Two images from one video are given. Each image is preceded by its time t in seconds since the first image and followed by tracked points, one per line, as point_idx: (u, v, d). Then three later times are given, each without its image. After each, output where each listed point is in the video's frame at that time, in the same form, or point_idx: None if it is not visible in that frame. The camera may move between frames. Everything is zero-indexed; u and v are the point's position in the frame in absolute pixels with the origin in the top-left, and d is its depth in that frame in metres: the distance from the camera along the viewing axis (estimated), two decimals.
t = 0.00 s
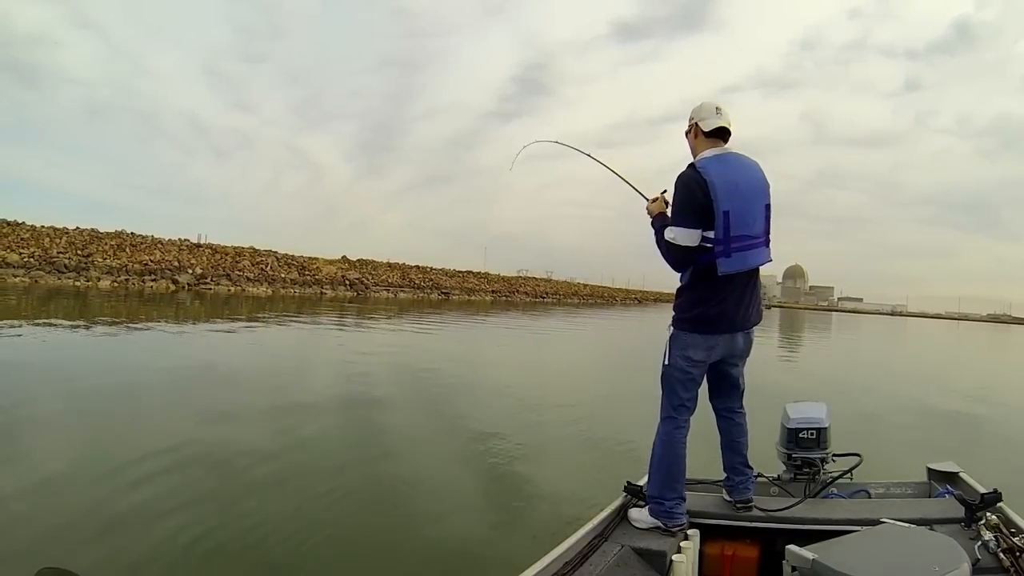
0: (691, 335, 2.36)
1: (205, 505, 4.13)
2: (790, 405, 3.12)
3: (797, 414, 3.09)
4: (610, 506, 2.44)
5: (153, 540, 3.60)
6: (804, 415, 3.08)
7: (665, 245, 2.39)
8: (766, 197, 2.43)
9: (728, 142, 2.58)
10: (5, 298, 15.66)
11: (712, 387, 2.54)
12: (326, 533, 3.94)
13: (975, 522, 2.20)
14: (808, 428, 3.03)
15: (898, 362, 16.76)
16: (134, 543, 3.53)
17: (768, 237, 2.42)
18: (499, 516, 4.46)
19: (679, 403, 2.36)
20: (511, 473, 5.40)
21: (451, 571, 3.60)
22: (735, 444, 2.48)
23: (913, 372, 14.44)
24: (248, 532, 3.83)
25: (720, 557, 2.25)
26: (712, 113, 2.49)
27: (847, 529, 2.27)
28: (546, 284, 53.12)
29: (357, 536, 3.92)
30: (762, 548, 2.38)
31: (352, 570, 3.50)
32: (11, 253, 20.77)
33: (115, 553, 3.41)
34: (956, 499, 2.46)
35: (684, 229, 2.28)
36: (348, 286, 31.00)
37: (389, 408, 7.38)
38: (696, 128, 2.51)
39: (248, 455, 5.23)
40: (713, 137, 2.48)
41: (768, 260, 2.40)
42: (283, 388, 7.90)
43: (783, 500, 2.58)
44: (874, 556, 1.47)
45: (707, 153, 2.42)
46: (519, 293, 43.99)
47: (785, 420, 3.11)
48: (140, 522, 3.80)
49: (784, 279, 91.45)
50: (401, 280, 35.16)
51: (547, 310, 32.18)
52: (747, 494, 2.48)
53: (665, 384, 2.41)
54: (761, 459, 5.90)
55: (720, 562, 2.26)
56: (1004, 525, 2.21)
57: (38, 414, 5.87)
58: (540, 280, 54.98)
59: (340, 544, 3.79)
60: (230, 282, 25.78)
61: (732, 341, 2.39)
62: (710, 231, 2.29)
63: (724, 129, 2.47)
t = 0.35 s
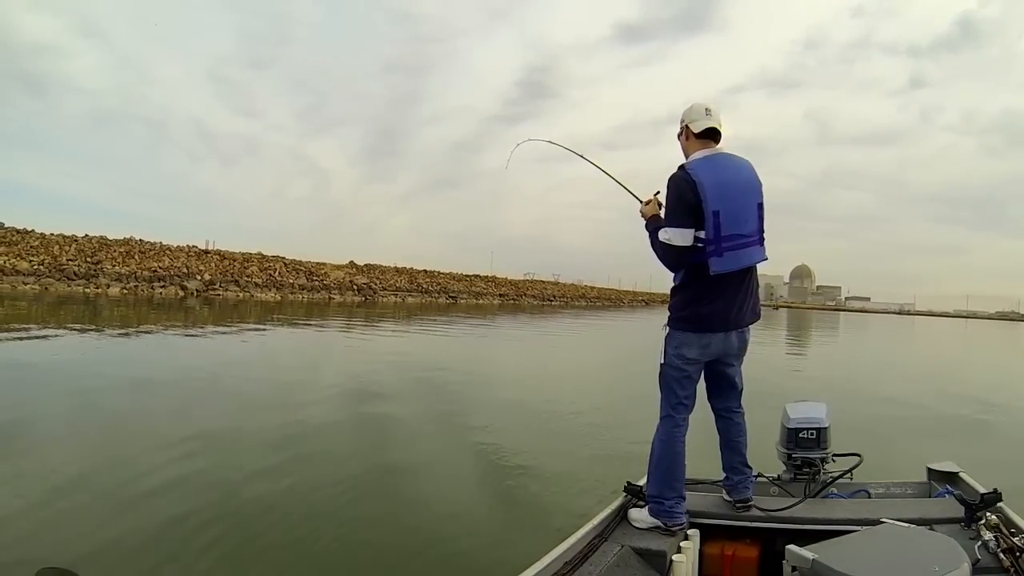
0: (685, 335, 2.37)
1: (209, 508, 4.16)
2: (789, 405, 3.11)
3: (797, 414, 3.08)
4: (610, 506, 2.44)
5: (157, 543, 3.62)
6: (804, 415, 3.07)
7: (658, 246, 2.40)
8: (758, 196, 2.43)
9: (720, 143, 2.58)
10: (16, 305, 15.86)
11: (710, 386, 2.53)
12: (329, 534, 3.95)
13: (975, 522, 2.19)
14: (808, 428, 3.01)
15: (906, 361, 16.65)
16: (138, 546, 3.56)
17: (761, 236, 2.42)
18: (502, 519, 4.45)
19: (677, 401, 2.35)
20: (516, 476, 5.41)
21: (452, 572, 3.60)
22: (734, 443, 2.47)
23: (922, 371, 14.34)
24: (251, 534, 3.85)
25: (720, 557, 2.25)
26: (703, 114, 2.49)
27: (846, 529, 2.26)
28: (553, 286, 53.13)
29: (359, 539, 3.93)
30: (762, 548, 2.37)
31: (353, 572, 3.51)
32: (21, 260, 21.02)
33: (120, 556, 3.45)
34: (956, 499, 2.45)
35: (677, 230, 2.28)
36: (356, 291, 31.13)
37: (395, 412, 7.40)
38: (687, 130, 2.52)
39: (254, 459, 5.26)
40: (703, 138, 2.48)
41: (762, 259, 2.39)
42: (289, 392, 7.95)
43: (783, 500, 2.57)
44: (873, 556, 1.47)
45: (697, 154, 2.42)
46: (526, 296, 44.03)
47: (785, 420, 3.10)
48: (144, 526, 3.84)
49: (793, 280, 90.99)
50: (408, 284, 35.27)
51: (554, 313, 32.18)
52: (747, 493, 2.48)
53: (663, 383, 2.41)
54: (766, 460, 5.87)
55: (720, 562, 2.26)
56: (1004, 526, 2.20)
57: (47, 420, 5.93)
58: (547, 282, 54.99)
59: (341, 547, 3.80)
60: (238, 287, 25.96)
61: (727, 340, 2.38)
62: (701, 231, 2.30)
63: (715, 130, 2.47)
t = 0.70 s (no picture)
0: (685, 335, 2.37)
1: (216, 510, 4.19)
2: (789, 405, 3.10)
3: (797, 414, 3.07)
4: (610, 506, 2.44)
5: (164, 544, 3.66)
6: (804, 415, 3.06)
7: (658, 246, 2.40)
8: (757, 196, 2.43)
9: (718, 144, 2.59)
10: (27, 311, 16.01)
11: (711, 387, 2.53)
12: (334, 535, 3.97)
13: (975, 522, 2.18)
14: (808, 428, 3.01)
15: (914, 361, 16.55)
16: (145, 546, 3.60)
17: (761, 235, 2.42)
18: (507, 519, 4.48)
19: (679, 400, 2.36)
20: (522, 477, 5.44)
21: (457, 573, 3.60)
22: (736, 444, 2.47)
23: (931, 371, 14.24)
24: (257, 535, 3.88)
25: (720, 557, 2.25)
26: (701, 113, 2.50)
27: (847, 529, 2.25)
28: (561, 289, 53.13)
29: (365, 540, 3.94)
30: (762, 548, 2.37)
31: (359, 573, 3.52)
32: (32, 266, 21.24)
33: (127, 556, 3.48)
34: (956, 499, 2.43)
35: (677, 231, 2.28)
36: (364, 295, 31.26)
37: (400, 414, 7.43)
38: (686, 130, 2.52)
39: (261, 461, 5.29)
40: (702, 138, 2.49)
41: (762, 258, 2.39)
42: (296, 395, 7.99)
43: (784, 501, 2.57)
44: (873, 556, 1.47)
45: (696, 155, 2.43)
46: (533, 298, 44.05)
47: (785, 420, 3.09)
48: (151, 526, 3.88)
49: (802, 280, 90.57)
50: (416, 288, 35.37)
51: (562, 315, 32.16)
52: (747, 493, 2.48)
53: (664, 383, 2.41)
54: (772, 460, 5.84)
55: (720, 562, 2.26)
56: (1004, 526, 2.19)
57: (56, 423, 5.98)
58: (555, 285, 55.00)
59: (347, 547, 3.82)
60: (247, 292, 26.10)
61: (727, 340, 2.39)
62: (701, 232, 2.30)
63: (713, 130, 2.48)
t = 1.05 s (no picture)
0: (687, 334, 2.38)
1: (221, 505, 4.23)
2: (789, 405, 3.10)
3: (797, 414, 3.07)
4: (610, 506, 2.45)
5: (170, 539, 3.69)
6: (804, 415, 3.06)
7: (663, 246, 2.40)
8: (760, 196, 2.44)
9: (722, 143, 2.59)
10: (37, 305, 16.15)
11: (711, 387, 2.54)
12: (338, 533, 3.98)
13: (975, 522, 2.18)
14: (808, 428, 3.01)
15: (923, 362, 16.46)
16: (150, 541, 3.63)
17: (763, 236, 2.43)
18: (511, 516, 4.52)
19: (680, 400, 2.36)
20: (525, 475, 5.46)
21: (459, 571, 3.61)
22: (735, 444, 2.48)
23: (938, 372, 14.17)
24: (262, 531, 3.90)
25: (720, 557, 2.26)
26: (704, 113, 2.50)
27: (847, 529, 2.26)
28: (568, 288, 53.11)
29: (368, 537, 3.96)
30: (762, 548, 2.38)
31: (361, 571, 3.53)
32: (42, 261, 21.42)
33: (133, 550, 3.51)
34: (956, 499, 2.43)
35: (682, 232, 2.29)
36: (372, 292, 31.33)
37: (405, 411, 7.46)
38: (689, 129, 2.53)
39: (267, 456, 5.33)
40: (705, 138, 2.49)
41: (764, 259, 2.40)
42: (302, 392, 8.03)
43: (784, 501, 2.57)
44: (873, 556, 1.48)
45: (700, 154, 2.43)
46: (539, 297, 44.06)
47: (785, 420, 3.09)
48: (156, 521, 3.91)
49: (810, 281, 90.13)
50: (423, 285, 35.44)
51: (570, 314, 32.12)
52: (746, 493, 2.48)
53: (665, 383, 2.42)
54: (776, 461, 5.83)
55: (720, 562, 2.27)
56: (1003, 526, 2.19)
57: (64, 417, 6.04)
58: (562, 284, 54.96)
59: (350, 545, 3.83)
60: (255, 288, 26.24)
61: (728, 340, 2.39)
62: (706, 232, 2.30)
63: (717, 130, 2.48)
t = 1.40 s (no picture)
0: (688, 334, 2.38)
1: (227, 506, 4.26)
2: (789, 405, 3.10)
3: (798, 414, 3.06)
4: (610, 506, 2.46)
5: (176, 540, 3.73)
6: (804, 415, 3.06)
7: (659, 244, 2.40)
8: (759, 193, 2.44)
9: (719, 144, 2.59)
10: (44, 307, 16.26)
11: (711, 387, 2.54)
12: (344, 533, 4.00)
13: (976, 522, 2.18)
14: (808, 428, 3.00)
15: (929, 360, 16.40)
16: (157, 542, 3.66)
17: (762, 233, 2.43)
18: (515, 514, 4.55)
19: (681, 402, 2.36)
20: (529, 473, 5.48)
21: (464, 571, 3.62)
22: (736, 444, 2.48)
23: (944, 370, 14.08)
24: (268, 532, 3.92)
25: (720, 557, 2.26)
26: (702, 113, 2.51)
27: (847, 529, 2.26)
28: (573, 287, 53.11)
29: (374, 537, 3.99)
30: (763, 548, 2.38)
31: (368, 571, 3.54)
32: (49, 263, 21.54)
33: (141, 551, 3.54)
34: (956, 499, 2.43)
35: (679, 228, 2.29)
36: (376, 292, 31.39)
37: (409, 411, 7.48)
38: (687, 129, 2.53)
39: (272, 458, 5.35)
40: (703, 138, 2.49)
41: (763, 256, 2.40)
42: (306, 392, 8.06)
43: (784, 501, 2.57)
44: (873, 557, 1.48)
45: (698, 153, 2.44)
46: (544, 296, 44.02)
47: (785, 420, 3.09)
48: (164, 521, 3.94)
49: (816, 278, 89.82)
50: (428, 285, 35.49)
51: (575, 313, 32.10)
52: (747, 493, 2.48)
53: (666, 384, 2.42)
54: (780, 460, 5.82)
55: (720, 562, 2.27)
56: (1004, 525, 2.18)
57: (70, 419, 6.08)
58: (567, 283, 54.94)
59: (355, 544, 3.86)
60: (260, 289, 26.33)
61: (730, 340, 2.40)
62: (706, 227, 2.30)
63: (714, 129, 2.49)
